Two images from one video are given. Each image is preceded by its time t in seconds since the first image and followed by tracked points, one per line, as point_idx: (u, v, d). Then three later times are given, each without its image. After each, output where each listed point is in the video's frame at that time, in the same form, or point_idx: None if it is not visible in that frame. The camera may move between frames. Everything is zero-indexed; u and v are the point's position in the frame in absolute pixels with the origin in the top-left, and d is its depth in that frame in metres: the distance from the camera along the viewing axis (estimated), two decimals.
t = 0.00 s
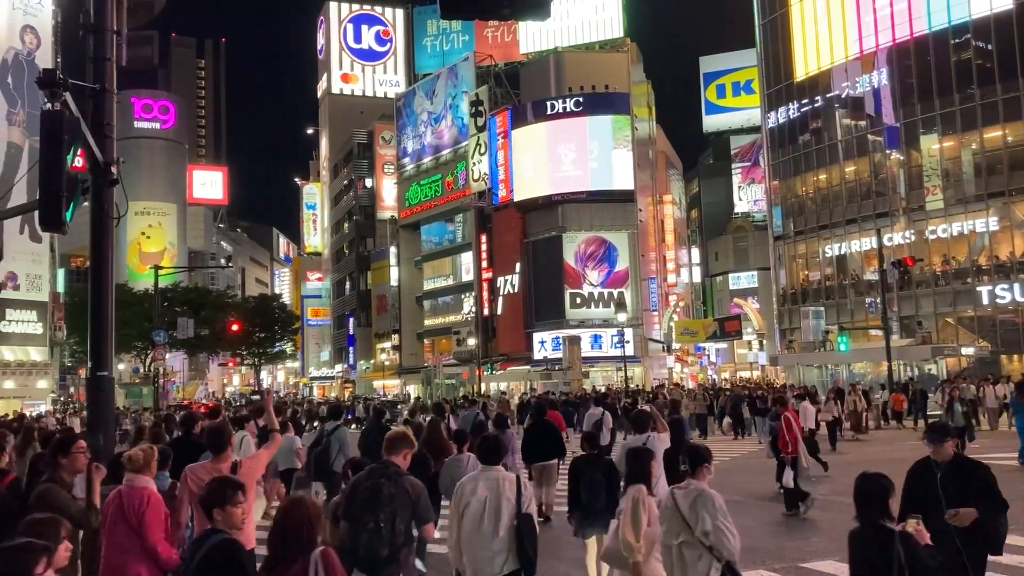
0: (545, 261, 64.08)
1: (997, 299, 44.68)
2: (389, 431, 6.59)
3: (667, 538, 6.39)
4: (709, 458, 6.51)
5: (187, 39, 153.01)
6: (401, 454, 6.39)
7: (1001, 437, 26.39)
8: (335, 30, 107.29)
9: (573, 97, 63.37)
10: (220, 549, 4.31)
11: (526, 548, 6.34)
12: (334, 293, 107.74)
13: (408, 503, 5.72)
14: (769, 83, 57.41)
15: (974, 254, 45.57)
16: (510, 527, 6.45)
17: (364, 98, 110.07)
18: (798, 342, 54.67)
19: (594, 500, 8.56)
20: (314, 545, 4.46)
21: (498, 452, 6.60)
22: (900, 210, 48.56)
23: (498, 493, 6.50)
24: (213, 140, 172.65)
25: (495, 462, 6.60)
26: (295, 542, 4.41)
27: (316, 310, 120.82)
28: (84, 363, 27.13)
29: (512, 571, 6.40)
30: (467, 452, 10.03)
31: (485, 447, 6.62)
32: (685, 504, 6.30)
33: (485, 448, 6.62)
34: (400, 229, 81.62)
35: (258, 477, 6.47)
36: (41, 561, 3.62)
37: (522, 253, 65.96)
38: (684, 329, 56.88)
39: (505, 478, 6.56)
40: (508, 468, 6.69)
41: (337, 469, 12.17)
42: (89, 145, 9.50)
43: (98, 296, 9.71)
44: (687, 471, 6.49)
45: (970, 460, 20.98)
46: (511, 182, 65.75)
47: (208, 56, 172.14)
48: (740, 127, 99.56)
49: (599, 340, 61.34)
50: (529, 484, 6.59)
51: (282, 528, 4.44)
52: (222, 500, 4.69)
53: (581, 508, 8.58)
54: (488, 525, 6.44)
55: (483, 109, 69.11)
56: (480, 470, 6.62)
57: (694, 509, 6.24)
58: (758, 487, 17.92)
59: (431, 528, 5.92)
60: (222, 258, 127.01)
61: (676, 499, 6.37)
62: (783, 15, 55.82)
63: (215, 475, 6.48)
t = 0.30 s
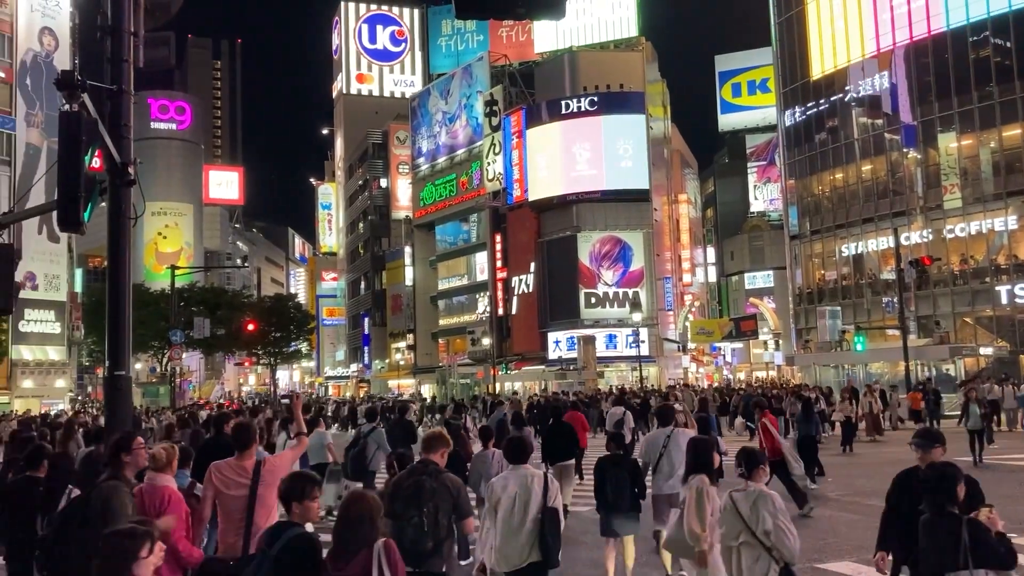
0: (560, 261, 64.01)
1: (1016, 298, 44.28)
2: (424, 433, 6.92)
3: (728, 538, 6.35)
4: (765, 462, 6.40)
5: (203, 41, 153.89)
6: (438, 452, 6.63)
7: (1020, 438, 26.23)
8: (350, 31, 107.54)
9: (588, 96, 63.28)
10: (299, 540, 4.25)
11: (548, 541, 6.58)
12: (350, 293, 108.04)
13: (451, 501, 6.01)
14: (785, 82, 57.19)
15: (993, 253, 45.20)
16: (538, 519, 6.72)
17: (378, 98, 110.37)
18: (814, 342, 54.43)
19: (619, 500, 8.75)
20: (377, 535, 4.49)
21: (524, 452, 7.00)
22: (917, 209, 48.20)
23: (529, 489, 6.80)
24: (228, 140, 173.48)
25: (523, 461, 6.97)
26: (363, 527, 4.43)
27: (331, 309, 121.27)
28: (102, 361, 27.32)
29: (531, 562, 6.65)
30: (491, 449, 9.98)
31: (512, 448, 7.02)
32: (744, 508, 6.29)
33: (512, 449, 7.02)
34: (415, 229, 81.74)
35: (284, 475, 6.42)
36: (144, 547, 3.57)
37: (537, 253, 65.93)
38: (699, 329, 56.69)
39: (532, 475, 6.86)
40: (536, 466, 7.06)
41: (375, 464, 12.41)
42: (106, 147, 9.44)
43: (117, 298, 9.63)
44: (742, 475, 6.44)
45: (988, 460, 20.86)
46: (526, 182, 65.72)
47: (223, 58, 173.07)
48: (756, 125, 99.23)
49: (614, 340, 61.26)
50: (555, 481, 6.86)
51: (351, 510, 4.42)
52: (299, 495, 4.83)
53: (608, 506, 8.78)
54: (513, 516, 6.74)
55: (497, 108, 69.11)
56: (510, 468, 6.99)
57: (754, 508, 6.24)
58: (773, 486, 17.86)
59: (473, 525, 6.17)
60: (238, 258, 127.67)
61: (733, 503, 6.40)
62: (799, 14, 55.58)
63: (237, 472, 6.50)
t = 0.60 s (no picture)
0: (573, 260, 64.00)
1: None
2: (457, 423, 7.22)
3: (773, 527, 6.33)
4: (812, 449, 6.65)
5: (217, 40, 154.58)
6: (468, 443, 7.01)
7: None
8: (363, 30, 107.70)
9: (601, 94, 63.22)
10: (355, 526, 4.75)
11: (566, 528, 7.12)
12: (363, 292, 108.34)
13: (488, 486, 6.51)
14: (799, 80, 57.04)
15: (1009, 251, 44.79)
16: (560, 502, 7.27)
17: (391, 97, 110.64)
18: (828, 341, 54.26)
19: (643, 490, 8.93)
20: (422, 516, 4.66)
21: (548, 438, 7.49)
22: (933, 207, 47.84)
23: (549, 474, 7.36)
24: (242, 140, 174.22)
25: (547, 447, 7.46)
26: (409, 511, 4.64)
27: (345, 309, 121.69)
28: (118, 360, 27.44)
29: (552, 546, 7.24)
30: (514, 446, 9.90)
31: (537, 438, 7.51)
32: (793, 496, 6.28)
33: (537, 436, 7.50)
34: (428, 228, 81.87)
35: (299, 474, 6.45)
36: (235, 552, 3.97)
37: (550, 252, 65.92)
38: (713, 328, 56.46)
39: (555, 462, 7.39)
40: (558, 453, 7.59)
41: (406, 453, 13.69)
42: (121, 147, 9.41)
43: (132, 297, 9.58)
44: (792, 462, 6.62)
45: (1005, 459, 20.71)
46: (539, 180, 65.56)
47: (237, 58, 173.72)
48: (769, 124, 98.89)
49: (627, 339, 61.13)
50: (576, 470, 7.37)
51: (397, 497, 4.65)
52: (354, 483, 5.00)
53: (632, 497, 8.91)
54: (537, 501, 7.30)
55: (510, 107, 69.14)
56: (534, 455, 7.50)
57: (799, 491, 6.28)
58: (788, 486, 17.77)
59: (501, 513, 6.55)
60: (252, 257, 128.22)
61: (781, 491, 6.37)
62: (813, 11, 55.37)
63: (255, 471, 6.52)
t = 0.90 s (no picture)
0: (589, 259, 63.93)
1: None
2: (504, 422, 7.67)
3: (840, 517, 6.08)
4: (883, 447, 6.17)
5: (232, 41, 155.44)
6: (513, 440, 7.45)
7: None
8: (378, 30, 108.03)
9: (616, 93, 63.10)
10: (409, 510, 4.71)
11: (604, 519, 7.17)
12: (378, 292, 108.75)
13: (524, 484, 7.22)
14: (815, 77, 56.82)
15: None
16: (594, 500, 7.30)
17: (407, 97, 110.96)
18: (845, 340, 54.07)
19: (665, 485, 9.19)
20: (485, 510, 4.74)
21: (580, 441, 7.53)
22: (951, 204, 47.47)
23: (582, 474, 7.38)
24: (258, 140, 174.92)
25: (580, 448, 7.49)
26: (473, 501, 4.73)
27: (360, 308, 122.20)
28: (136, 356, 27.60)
29: (588, 541, 7.29)
30: (544, 439, 9.85)
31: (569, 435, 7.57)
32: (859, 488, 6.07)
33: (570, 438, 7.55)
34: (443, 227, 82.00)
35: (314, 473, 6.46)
36: (348, 539, 3.92)
37: (565, 251, 65.87)
38: (729, 327, 56.25)
39: (588, 461, 7.43)
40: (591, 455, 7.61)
41: (444, 452, 13.81)
42: (139, 148, 9.41)
43: (149, 296, 9.46)
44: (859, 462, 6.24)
45: None
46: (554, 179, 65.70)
47: (253, 59, 174.74)
48: (785, 121, 98.58)
49: (642, 338, 61.04)
50: (608, 467, 7.42)
51: (462, 489, 4.76)
52: (405, 469, 5.12)
53: (655, 493, 9.20)
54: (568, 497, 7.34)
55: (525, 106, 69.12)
56: (567, 455, 7.54)
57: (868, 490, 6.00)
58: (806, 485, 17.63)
59: (541, 508, 7.17)
60: (269, 256, 128.82)
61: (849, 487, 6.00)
62: (829, 8, 55.07)
63: (271, 470, 6.54)
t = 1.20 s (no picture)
0: (603, 257, 63.87)
1: None
2: (538, 411, 7.63)
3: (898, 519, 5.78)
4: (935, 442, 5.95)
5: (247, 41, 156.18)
6: (550, 431, 7.45)
7: None
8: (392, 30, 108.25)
9: (630, 91, 62.97)
10: (458, 503, 5.02)
11: (629, 504, 7.43)
12: (393, 291, 109.01)
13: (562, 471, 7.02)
14: (831, 74, 56.58)
15: None
16: (618, 488, 7.60)
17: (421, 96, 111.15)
18: (861, 338, 53.84)
19: (689, 482, 9.64)
20: (535, 496, 4.99)
21: (603, 432, 7.87)
22: (969, 202, 47.04)
23: (609, 464, 7.73)
24: (273, 141, 175.56)
25: (603, 441, 7.84)
26: (523, 493, 4.95)
27: (375, 307, 122.63)
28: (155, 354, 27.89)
29: (613, 525, 7.55)
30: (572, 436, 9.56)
31: (593, 429, 7.90)
32: (915, 485, 5.81)
33: (595, 431, 7.88)
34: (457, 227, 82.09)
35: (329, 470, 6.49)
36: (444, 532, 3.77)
37: (579, 249, 65.83)
38: (744, 325, 56.03)
39: (612, 453, 7.78)
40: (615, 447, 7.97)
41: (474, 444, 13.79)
42: (156, 147, 9.44)
43: (166, 295, 9.45)
44: (911, 455, 5.96)
45: None
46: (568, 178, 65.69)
47: (269, 59, 175.54)
48: (801, 119, 98.09)
49: (657, 337, 60.91)
50: (633, 459, 7.75)
51: (511, 478, 4.99)
52: (458, 464, 5.39)
53: (681, 490, 9.65)
54: (592, 486, 7.65)
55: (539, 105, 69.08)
56: (594, 447, 7.88)
57: (931, 491, 5.72)
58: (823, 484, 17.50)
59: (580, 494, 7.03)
60: (284, 255, 129.28)
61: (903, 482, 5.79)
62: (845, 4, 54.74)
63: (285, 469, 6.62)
